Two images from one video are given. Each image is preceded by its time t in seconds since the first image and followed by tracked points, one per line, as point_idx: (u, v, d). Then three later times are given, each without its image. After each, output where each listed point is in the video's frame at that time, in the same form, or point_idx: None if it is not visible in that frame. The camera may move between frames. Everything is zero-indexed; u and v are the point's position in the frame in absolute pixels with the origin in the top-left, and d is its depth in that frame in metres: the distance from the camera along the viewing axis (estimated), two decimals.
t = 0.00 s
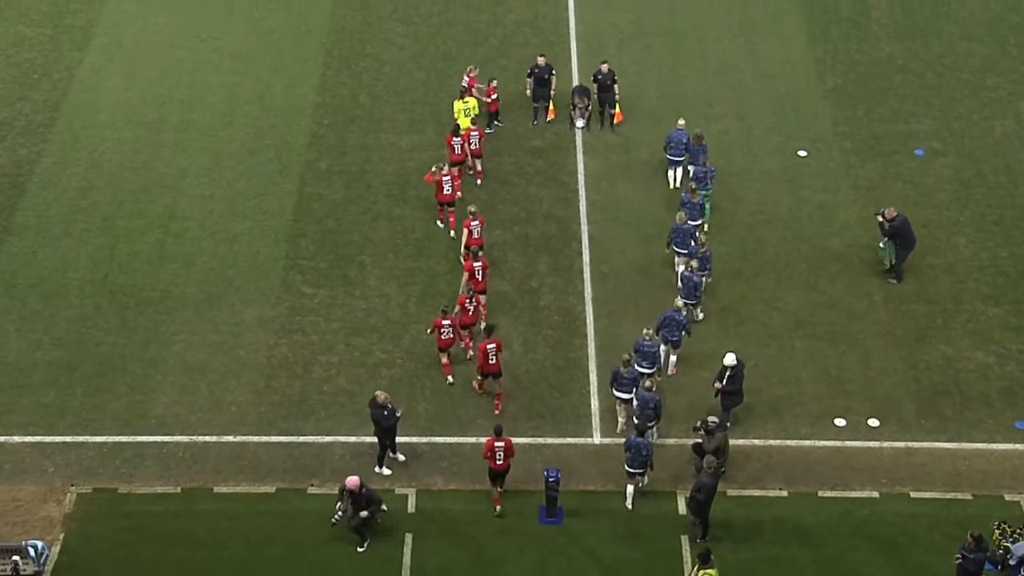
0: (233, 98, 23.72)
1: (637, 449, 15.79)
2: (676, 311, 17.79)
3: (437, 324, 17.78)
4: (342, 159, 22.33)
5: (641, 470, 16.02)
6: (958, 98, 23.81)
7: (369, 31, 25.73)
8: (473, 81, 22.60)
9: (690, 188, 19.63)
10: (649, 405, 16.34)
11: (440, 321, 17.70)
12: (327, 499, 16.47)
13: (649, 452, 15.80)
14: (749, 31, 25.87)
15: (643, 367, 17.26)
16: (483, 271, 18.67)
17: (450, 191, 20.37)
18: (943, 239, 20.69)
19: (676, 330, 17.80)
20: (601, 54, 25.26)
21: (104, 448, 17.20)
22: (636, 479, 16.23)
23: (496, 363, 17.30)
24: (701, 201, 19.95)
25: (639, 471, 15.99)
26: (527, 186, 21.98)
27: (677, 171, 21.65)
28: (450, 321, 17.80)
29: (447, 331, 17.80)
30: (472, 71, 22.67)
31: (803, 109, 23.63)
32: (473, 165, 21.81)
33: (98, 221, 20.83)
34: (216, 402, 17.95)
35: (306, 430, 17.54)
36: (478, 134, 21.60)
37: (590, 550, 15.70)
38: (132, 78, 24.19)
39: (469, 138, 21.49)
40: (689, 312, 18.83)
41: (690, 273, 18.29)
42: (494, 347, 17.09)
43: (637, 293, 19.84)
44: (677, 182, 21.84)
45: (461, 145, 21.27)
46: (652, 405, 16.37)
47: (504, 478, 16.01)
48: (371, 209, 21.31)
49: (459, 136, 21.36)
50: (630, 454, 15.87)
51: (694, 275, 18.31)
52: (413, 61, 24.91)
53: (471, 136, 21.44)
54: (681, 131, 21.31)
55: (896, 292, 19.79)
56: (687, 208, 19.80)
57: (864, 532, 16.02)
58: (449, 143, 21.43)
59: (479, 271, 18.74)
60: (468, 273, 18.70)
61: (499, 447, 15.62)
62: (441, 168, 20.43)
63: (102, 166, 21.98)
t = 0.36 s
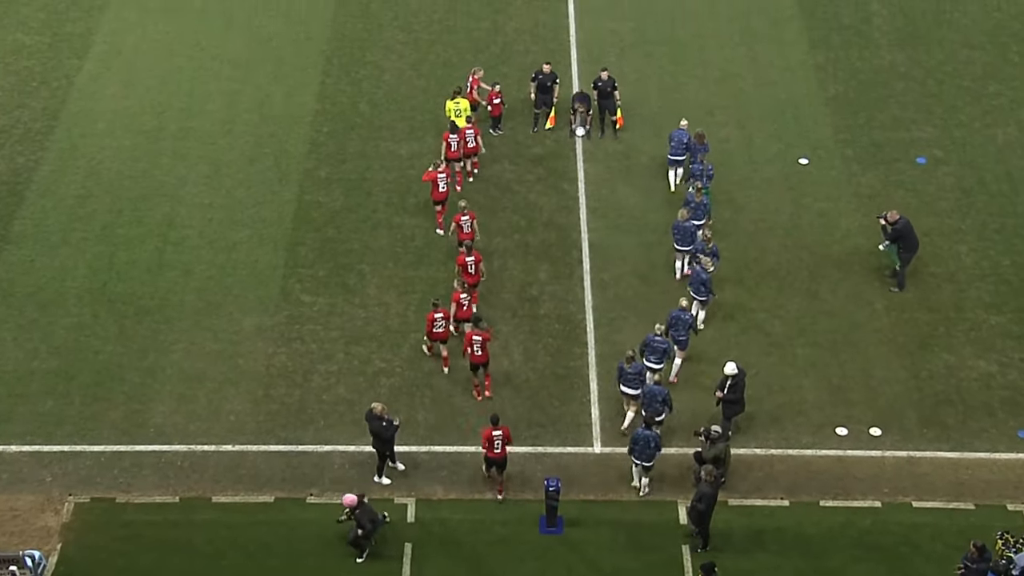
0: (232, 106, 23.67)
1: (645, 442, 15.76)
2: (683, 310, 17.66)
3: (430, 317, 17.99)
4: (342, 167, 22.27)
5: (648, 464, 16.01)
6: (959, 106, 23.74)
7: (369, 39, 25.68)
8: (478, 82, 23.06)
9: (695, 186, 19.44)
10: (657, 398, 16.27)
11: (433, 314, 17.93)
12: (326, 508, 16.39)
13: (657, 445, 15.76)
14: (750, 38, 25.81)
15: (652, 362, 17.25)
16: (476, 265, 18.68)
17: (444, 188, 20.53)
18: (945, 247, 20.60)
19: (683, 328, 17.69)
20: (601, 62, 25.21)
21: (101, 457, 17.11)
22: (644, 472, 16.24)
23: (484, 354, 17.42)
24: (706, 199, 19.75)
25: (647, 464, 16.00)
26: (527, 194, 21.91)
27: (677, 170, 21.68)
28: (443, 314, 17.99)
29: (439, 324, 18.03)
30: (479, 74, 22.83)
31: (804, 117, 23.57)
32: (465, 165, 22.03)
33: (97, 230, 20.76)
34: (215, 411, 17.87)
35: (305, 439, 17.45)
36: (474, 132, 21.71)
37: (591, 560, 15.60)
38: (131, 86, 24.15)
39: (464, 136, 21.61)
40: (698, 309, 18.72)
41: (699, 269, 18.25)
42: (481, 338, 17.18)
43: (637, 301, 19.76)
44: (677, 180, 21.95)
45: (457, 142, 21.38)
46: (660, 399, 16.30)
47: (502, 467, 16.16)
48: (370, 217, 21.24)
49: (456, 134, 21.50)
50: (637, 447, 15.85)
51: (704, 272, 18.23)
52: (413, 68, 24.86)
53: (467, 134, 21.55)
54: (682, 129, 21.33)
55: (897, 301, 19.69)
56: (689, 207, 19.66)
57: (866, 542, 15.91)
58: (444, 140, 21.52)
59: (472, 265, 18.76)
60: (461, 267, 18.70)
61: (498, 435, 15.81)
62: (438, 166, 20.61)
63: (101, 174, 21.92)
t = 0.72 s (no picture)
0: (231, 114, 23.60)
1: (645, 434, 15.94)
2: (691, 307, 17.83)
3: (418, 309, 18.18)
4: (341, 174, 22.19)
5: (650, 458, 16.16)
6: (961, 113, 23.67)
7: (368, 46, 25.63)
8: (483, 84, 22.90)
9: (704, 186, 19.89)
10: (658, 394, 16.39)
11: (422, 306, 18.12)
12: (324, 518, 16.28)
13: (656, 437, 15.93)
14: (751, 46, 25.75)
15: (660, 357, 17.55)
16: (471, 260, 18.95)
17: (441, 185, 20.82)
18: (947, 255, 20.52)
19: (690, 325, 17.83)
20: (602, 69, 25.15)
21: (99, 466, 17.02)
22: (648, 467, 16.38)
23: (475, 348, 17.65)
24: (714, 199, 20.19)
25: (648, 458, 16.15)
26: (527, 201, 21.83)
27: (679, 170, 21.96)
28: (431, 307, 18.19)
29: (428, 316, 18.21)
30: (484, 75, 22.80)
31: (805, 125, 23.50)
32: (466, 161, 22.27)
33: (95, 237, 20.69)
34: (214, 419, 17.77)
35: (304, 447, 17.35)
36: (473, 130, 22.02)
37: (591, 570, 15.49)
38: (129, 93, 24.09)
39: (462, 134, 21.95)
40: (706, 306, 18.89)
41: (707, 266, 18.33)
42: (471, 334, 17.47)
43: (638, 309, 19.67)
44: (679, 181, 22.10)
45: (448, 140, 21.48)
46: (661, 395, 16.42)
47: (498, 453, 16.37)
48: (370, 225, 21.17)
49: (447, 132, 21.59)
50: (638, 439, 16.04)
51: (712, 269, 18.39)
52: (412, 76, 24.80)
53: (465, 133, 21.92)
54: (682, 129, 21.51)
55: (899, 309, 19.60)
56: (696, 206, 20.10)
57: (868, 551, 15.79)
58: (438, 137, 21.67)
59: (467, 260, 19.05)
60: (456, 261, 18.99)
61: (491, 424, 15.92)
62: (437, 162, 20.86)
63: (100, 181, 21.85)
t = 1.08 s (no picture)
0: (230, 122, 23.54)
1: (645, 430, 16.03)
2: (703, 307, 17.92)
3: (410, 304, 18.22)
4: (340, 182, 22.12)
5: (650, 452, 16.26)
6: (962, 121, 23.61)
7: (368, 54, 25.58)
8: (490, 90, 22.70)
9: (708, 185, 20.01)
10: (663, 389, 16.54)
11: (414, 301, 18.16)
12: (323, 528, 16.18)
13: (657, 434, 16.01)
14: (751, 54, 25.69)
15: (669, 353, 17.58)
16: (464, 257, 19.08)
17: (439, 182, 20.88)
18: (948, 264, 20.44)
19: (702, 326, 17.92)
20: (602, 77, 25.09)
21: (97, 476, 16.92)
22: (648, 460, 16.51)
23: (468, 342, 17.69)
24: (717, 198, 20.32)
25: (649, 452, 16.23)
26: (527, 210, 21.75)
27: (678, 170, 22.07)
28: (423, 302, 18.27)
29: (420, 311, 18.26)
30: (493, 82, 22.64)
31: (806, 132, 23.44)
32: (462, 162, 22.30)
33: (93, 246, 20.62)
34: (212, 429, 17.68)
35: (303, 457, 17.25)
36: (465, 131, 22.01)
37: None
38: (128, 102, 24.03)
39: (456, 135, 21.92)
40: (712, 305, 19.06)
41: (716, 266, 18.51)
42: (465, 327, 17.48)
43: (638, 318, 19.59)
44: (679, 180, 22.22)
45: (440, 140, 21.46)
46: (666, 391, 16.58)
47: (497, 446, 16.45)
48: (369, 233, 21.09)
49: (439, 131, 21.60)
50: (640, 435, 16.12)
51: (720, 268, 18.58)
52: (412, 84, 24.74)
53: (459, 134, 21.88)
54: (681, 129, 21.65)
55: (901, 318, 19.51)
56: (699, 205, 20.28)
57: (870, 561, 15.69)
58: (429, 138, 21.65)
59: (461, 257, 19.15)
60: (450, 259, 19.12)
61: (491, 416, 16.00)
62: (432, 160, 20.90)
63: (98, 190, 21.78)
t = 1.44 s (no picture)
0: (229, 132, 23.50)
1: (650, 425, 16.24)
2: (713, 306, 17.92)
3: (404, 300, 18.39)
4: (340, 192, 22.06)
5: (655, 447, 16.48)
6: (963, 131, 23.56)
7: (367, 63, 25.54)
8: (495, 99, 22.56)
9: (713, 185, 19.84)
10: (675, 388, 16.79)
11: (407, 297, 18.32)
12: (322, 539, 16.08)
13: (662, 428, 16.21)
14: (752, 63, 25.65)
15: (678, 351, 17.82)
16: (454, 254, 19.36)
17: (434, 182, 21.10)
18: (950, 274, 20.36)
19: (713, 324, 17.95)
20: (602, 86, 25.05)
21: (94, 487, 16.83)
22: (652, 455, 16.74)
23: (457, 335, 17.94)
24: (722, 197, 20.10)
25: (654, 446, 16.47)
26: (527, 220, 21.68)
27: (677, 173, 22.16)
28: (417, 297, 18.40)
29: (413, 307, 18.43)
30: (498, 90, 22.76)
31: (807, 142, 23.38)
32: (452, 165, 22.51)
33: (92, 256, 20.56)
34: (210, 439, 17.59)
35: (302, 468, 17.16)
36: (460, 133, 22.28)
37: None
38: (127, 111, 23.99)
39: (450, 136, 22.17)
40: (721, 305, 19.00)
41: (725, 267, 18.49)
42: (454, 319, 17.76)
43: (639, 328, 19.50)
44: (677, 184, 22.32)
45: (431, 140, 21.59)
46: (678, 389, 16.82)
47: (495, 440, 16.86)
48: (369, 243, 21.03)
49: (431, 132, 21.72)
50: (644, 429, 16.34)
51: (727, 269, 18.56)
52: (412, 93, 24.70)
53: (454, 135, 22.13)
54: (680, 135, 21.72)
55: (903, 328, 19.42)
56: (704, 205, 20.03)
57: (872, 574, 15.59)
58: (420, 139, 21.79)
59: (451, 254, 19.45)
60: (440, 256, 19.43)
61: (490, 409, 16.39)
62: (428, 160, 21.29)
63: (97, 200, 21.73)
